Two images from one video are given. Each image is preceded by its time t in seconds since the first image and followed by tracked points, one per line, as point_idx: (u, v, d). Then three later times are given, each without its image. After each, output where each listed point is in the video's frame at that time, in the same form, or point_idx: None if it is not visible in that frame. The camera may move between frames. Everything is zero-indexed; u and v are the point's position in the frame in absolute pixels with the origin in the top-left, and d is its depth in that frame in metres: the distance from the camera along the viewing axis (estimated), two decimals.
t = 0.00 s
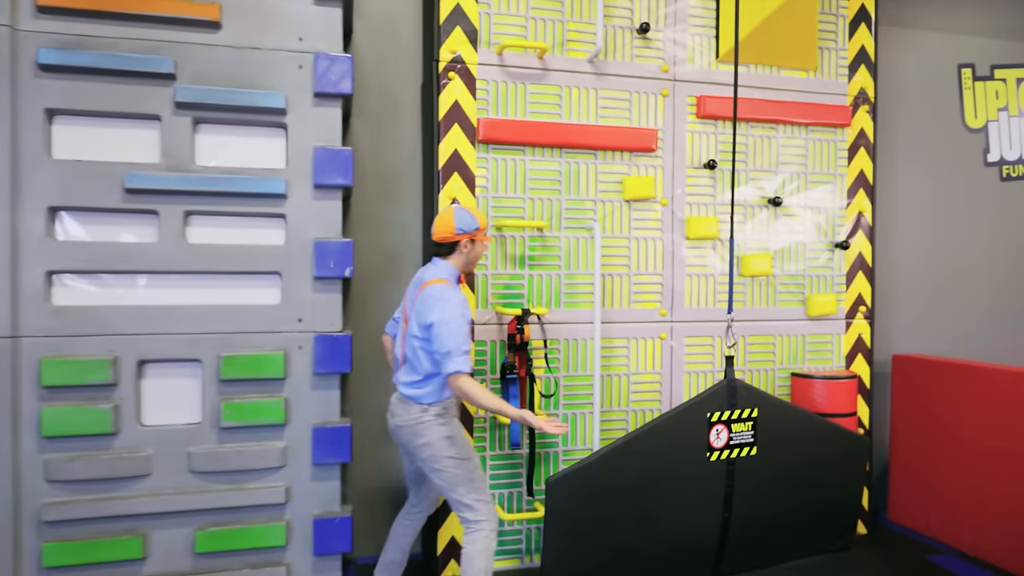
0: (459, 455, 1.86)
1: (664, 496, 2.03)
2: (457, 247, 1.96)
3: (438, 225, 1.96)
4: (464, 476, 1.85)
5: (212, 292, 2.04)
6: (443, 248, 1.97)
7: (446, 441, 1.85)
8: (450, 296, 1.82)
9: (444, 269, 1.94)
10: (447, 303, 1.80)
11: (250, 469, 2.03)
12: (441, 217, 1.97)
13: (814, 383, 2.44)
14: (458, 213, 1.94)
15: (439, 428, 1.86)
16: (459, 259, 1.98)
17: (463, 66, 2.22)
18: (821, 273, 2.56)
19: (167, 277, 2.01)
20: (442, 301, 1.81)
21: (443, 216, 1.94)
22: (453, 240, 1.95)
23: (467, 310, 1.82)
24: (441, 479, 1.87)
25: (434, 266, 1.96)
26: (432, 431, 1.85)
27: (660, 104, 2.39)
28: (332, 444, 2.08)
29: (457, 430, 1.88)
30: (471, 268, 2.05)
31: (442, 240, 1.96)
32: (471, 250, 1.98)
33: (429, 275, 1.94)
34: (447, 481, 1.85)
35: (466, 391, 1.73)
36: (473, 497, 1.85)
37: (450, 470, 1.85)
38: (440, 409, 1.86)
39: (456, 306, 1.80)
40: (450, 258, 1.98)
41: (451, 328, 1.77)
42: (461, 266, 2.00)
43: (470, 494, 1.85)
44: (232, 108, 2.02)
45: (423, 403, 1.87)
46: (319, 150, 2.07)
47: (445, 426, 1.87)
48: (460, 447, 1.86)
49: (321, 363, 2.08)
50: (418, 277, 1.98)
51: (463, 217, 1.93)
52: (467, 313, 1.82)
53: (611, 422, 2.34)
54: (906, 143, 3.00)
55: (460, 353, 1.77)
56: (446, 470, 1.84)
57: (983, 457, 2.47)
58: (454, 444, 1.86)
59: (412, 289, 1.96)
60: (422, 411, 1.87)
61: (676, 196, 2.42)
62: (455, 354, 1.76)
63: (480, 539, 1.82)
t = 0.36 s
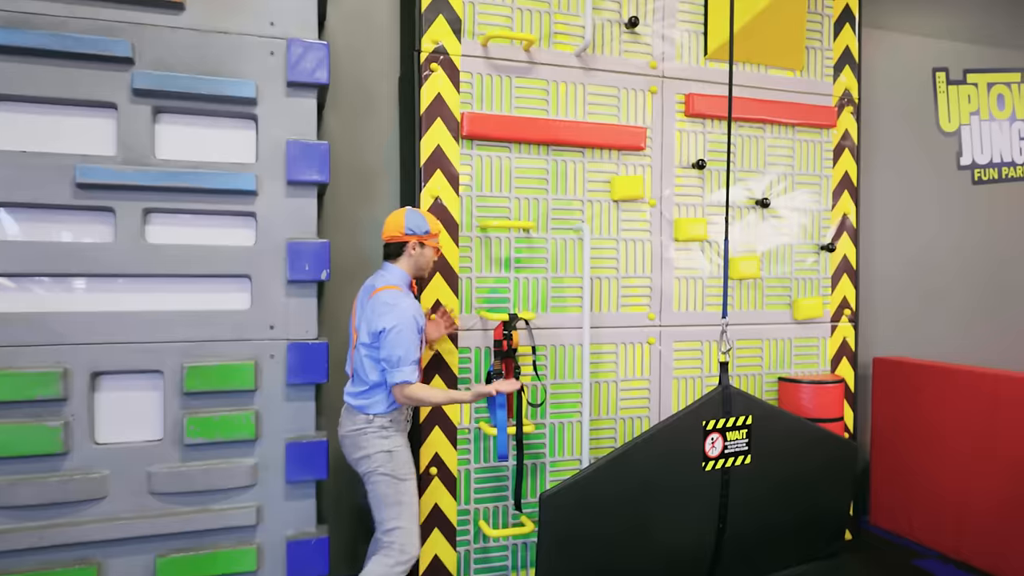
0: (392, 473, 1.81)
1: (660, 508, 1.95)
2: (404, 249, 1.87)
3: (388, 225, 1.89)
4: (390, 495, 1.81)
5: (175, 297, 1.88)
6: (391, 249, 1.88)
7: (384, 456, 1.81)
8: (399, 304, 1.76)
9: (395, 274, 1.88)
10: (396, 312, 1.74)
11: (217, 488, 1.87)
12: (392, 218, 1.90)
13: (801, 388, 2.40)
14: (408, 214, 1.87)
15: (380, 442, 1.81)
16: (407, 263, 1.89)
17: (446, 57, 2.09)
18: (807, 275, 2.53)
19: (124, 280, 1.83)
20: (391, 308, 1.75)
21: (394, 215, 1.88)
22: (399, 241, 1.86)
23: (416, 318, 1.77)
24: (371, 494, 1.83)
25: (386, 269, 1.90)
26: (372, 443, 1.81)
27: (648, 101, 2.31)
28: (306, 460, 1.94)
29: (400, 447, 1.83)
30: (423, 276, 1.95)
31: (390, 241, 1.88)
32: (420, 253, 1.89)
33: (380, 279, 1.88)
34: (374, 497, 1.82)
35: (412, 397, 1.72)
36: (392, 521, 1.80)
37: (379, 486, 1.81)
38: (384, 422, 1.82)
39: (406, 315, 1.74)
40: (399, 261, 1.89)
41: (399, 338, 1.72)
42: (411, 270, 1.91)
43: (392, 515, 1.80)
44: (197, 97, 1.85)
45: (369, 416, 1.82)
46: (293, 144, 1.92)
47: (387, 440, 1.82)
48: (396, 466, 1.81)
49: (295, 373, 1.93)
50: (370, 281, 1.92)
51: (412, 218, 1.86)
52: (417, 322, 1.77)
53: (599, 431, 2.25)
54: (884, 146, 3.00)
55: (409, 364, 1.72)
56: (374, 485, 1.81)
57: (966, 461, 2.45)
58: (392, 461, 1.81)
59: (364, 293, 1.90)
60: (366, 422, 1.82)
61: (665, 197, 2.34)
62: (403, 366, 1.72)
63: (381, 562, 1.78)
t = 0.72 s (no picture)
0: (359, 506, 1.65)
1: (678, 516, 1.89)
2: (394, 243, 1.74)
3: (377, 213, 1.74)
4: (353, 528, 1.65)
5: (161, 300, 1.75)
6: (379, 242, 1.74)
7: (352, 486, 1.65)
8: (397, 306, 1.61)
9: (382, 270, 1.73)
10: (394, 315, 1.59)
11: (208, 505, 1.75)
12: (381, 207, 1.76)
13: (809, 391, 2.35)
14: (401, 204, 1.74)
15: (350, 469, 1.65)
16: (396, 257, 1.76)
17: (449, 47, 1.99)
18: (814, 276, 2.48)
19: (105, 281, 1.70)
20: (387, 311, 1.60)
21: (386, 203, 1.73)
22: (390, 232, 1.73)
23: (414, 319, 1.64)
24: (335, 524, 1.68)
25: (370, 265, 1.74)
26: (340, 471, 1.66)
27: (656, 96, 2.24)
28: (303, 473, 1.82)
29: (372, 478, 1.66)
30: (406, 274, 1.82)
31: (378, 232, 1.74)
32: (410, 248, 1.77)
33: (364, 276, 1.72)
34: (336, 527, 1.67)
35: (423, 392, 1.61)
36: (350, 558, 1.65)
37: (342, 518, 1.66)
38: (361, 442, 1.66)
39: (405, 319, 1.60)
40: (386, 255, 1.75)
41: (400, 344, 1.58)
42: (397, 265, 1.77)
43: (352, 551, 1.65)
44: (185, 85, 1.72)
45: (353, 428, 1.66)
46: (289, 136, 1.80)
47: (358, 468, 1.66)
48: (365, 499, 1.65)
49: (291, 381, 1.81)
50: (348, 278, 1.75)
51: (406, 209, 1.73)
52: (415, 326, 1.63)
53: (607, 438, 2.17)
54: (882, 145, 2.98)
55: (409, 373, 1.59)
56: (337, 516, 1.65)
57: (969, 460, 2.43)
58: (362, 492, 1.66)
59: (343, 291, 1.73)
60: (338, 444, 1.65)
61: (672, 195, 2.27)
62: (404, 374, 1.58)
63: None
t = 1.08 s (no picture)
0: (376, 516, 1.56)
1: (700, 522, 1.82)
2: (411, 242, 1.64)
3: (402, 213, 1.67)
4: (365, 540, 1.56)
5: (156, 300, 1.63)
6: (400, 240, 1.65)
7: (370, 495, 1.56)
8: (413, 300, 1.51)
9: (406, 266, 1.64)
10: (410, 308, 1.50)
11: (207, 519, 1.64)
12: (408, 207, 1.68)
13: (824, 393, 2.29)
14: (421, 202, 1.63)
15: (368, 477, 1.56)
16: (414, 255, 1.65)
17: (460, 35, 1.90)
18: (828, 275, 2.43)
19: (96, 280, 1.59)
20: (402, 306, 1.50)
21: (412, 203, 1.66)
22: (409, 231, 1.64)
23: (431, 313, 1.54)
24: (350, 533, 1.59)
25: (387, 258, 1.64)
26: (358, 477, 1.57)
27: (670, 89, 2.17)
28: (308, 484, 1.72)
29: (391, 488, 1.57)
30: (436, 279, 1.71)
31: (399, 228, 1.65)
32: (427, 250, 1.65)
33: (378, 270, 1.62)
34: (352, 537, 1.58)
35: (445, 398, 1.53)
36: (364, 571, 1.56)
37: (357, 527, 1.57)
38: (380, 447, 1.56)
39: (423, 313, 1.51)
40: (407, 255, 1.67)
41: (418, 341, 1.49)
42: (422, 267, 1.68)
43: (364, 563, 1.56)
44: (182, 70, 1.61)
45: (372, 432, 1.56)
46: (293, 126, 1.70)
47: (377, 477, 1.56)
48: (382, 509, 1.56)
49: (295, 386, 1.71)
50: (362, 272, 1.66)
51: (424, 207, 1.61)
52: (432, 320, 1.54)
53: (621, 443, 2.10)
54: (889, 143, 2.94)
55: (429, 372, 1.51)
56: (352, 525, 1.57)
57: (983, 461, 2.38)
58: (379, 502, 1.56)
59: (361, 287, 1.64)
60: (357, 450, 1.56)
61: (686, 192, 2.20)
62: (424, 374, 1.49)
63: None
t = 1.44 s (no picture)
0: (367, 509, 1.48)
1: (716, 531, 1.74)
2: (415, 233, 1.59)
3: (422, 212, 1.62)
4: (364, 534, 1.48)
5: (141, 299, 1.52)
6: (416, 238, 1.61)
7: (360, 487, 1.49)
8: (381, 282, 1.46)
9: (420, 264, 1.56)
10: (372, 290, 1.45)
11: (196, 533, 1.53)
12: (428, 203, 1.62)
13: (836, 394, 2.22)
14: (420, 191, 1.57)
15: (359, 468, 1.49)
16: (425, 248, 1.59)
17: (463, 20, 1.80)
18: (838, 273, 2.36)
19: (74, 277, 1.47)
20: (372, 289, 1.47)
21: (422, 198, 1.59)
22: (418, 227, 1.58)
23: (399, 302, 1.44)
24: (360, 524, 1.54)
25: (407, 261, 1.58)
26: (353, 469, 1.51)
27: (680, 79, 2.09)
28: (303, 495, 1.62)
29: (377, 481, 1.46)
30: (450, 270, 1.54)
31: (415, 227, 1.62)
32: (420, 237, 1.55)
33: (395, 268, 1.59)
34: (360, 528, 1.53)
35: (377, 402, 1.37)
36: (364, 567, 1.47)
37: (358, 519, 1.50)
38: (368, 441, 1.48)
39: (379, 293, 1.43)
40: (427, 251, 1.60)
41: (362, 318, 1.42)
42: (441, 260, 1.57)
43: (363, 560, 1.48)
44: (168, 52, 1.50)
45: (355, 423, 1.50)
46: (288, 114, 1.59)
47: (366, 468, 1.48)
48: (370, 503, 1.47)
49: (290, 390, 1.61)
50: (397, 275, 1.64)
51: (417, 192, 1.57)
52: (396, 304, 1.43)
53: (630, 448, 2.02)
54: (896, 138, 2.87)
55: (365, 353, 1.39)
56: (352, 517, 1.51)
57: (993, 462, 2.33)
58: (369, 495, 1.47)
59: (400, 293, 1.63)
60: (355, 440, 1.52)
61: (696, 186, 2.12)
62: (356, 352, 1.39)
63: None
